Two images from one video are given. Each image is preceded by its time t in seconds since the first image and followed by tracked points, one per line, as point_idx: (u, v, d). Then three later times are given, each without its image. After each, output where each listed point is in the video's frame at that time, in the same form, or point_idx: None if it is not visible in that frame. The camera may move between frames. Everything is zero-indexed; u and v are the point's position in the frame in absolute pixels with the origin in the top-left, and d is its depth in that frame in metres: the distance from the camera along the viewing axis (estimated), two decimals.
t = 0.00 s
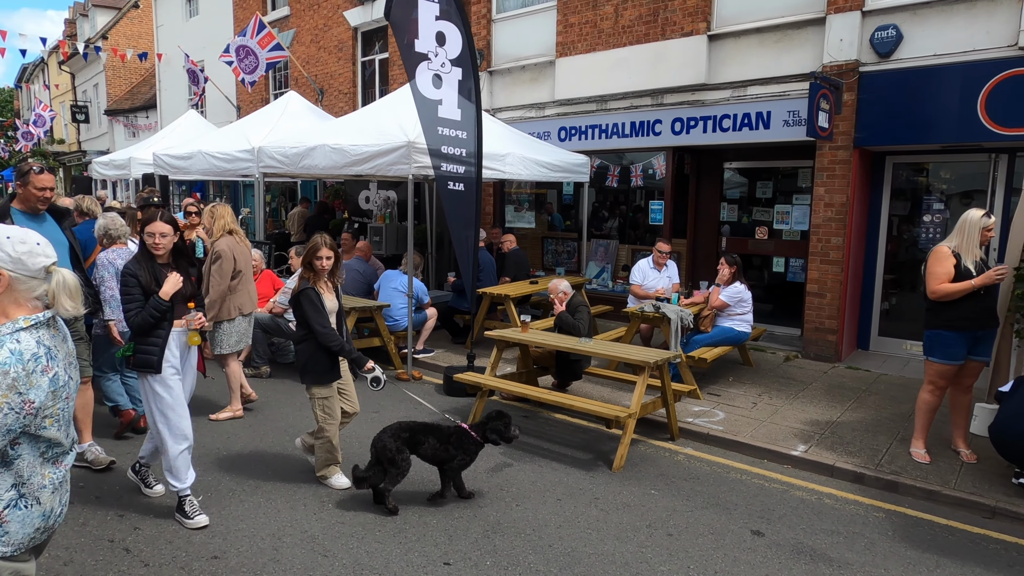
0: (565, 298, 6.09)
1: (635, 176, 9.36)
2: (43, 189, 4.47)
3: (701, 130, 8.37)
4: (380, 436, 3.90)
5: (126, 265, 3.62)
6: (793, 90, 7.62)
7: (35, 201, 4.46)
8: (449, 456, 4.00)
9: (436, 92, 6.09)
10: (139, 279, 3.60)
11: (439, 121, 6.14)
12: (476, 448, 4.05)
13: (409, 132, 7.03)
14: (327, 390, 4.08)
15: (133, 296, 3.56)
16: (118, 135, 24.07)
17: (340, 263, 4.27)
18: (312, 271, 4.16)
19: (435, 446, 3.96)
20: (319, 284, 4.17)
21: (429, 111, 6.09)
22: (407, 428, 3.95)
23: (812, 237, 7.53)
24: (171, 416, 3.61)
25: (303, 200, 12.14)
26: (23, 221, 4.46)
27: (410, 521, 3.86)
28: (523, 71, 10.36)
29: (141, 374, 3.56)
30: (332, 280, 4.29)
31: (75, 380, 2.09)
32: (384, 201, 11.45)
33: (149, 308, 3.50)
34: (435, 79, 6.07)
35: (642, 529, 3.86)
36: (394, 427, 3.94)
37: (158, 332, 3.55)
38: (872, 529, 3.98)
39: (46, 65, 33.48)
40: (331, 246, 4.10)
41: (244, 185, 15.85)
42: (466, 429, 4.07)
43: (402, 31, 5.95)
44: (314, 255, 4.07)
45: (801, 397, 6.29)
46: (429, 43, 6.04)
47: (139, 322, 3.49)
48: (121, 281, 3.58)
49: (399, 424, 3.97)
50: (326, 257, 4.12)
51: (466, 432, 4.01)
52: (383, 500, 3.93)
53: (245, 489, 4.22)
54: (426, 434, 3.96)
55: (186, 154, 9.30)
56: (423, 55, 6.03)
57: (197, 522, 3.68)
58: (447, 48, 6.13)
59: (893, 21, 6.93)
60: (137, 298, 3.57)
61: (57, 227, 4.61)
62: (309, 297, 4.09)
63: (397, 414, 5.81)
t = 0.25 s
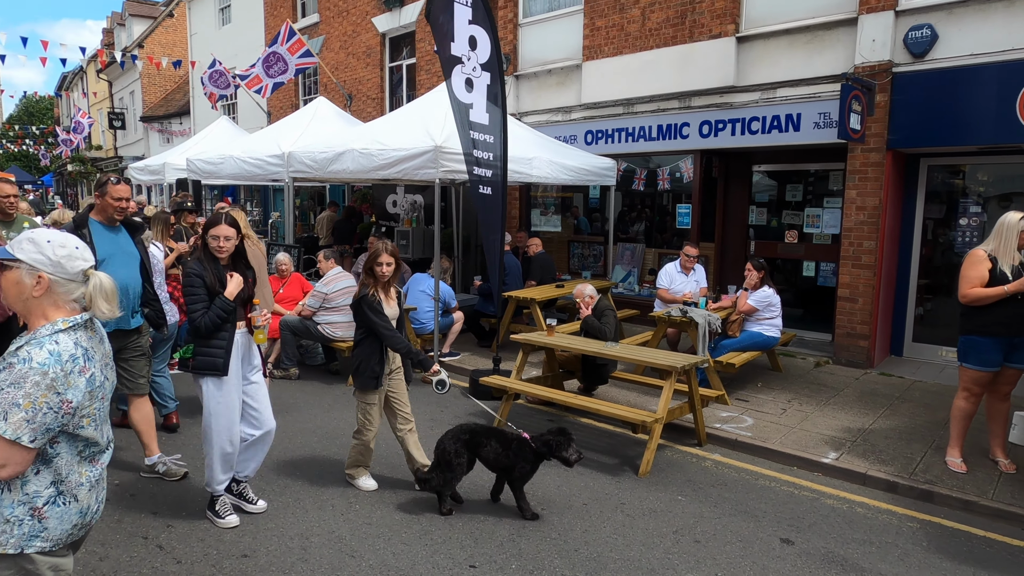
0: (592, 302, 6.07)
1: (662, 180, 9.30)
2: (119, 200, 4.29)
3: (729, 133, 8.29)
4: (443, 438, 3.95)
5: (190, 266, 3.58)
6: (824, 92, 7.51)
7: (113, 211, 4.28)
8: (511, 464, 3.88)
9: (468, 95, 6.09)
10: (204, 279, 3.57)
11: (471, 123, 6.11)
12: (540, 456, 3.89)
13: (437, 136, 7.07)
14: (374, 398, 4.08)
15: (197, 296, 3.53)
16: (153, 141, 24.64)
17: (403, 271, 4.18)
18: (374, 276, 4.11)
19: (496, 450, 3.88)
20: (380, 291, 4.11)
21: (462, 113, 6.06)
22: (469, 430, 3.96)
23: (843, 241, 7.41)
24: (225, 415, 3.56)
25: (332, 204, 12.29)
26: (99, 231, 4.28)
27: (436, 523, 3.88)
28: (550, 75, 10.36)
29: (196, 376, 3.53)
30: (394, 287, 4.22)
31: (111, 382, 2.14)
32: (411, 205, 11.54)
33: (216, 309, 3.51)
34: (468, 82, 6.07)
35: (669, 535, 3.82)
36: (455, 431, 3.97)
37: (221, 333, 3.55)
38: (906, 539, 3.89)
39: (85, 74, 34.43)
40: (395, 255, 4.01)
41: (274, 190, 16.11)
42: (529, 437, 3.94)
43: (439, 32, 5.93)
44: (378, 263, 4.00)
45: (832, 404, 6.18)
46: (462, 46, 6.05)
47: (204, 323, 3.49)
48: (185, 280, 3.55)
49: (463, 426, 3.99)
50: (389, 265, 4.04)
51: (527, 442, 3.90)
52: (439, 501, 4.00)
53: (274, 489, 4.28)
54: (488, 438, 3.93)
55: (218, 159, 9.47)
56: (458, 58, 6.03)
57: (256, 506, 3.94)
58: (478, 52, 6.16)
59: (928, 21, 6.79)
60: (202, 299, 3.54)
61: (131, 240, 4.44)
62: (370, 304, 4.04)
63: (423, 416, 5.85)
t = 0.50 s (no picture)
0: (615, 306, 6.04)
1: (686, 183, 9.24)
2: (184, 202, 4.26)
3: (755, 135, 8.20)
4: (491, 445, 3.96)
5: (246, 276, 3.57)
6: (852, 93, 7.39)
7: (177, 212, 4.27)
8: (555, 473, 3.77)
9: (488, 100, 6.04)
10: (258, 289, 3.55)
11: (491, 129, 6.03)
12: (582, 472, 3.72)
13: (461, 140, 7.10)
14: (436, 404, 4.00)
15: (251, 305, 3.52)
16: (183, 148, 25.13)
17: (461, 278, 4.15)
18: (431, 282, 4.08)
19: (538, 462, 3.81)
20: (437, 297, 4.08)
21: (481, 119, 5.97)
22: (516, 438, 3.92)
23: (872, 244, 7.28)
24: (264, 428, 3.58)
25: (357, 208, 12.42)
26: (164, 232, 4.30)
27: (460, 526, 3.89)
28: (573, 78, 10.36)
29: (248, 385, 3.59)
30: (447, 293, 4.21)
31: (142, 382, 2.18)
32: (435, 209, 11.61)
33: (269, 318, 3.47)
34: (487, 88, 6.01)
35: (694, 541, 3.78)
36: (502, 439, 3.94)
37: (275, 341, 3.53)
38: (938, 548, 3.80)
39: (118, 83, 35.26)
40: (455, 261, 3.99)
41: (301, 195, 16.32)
42: (574, 452, 3.76)
43: (457, 38, 5.81)
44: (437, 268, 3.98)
45: (862, 410, 6.06)
46: (481, 52, 5.98)
47: (259, 332, 3.47)
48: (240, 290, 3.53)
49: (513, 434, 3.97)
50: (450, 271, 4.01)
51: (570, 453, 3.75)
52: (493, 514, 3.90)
53: (300, 489, 4.33)
54: (533, 447, 3.87)
55: (246, 164, 9.62)
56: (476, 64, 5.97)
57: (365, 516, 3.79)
58: (496, 58, 6.08)
59: (960, 19, 6.65)
60: (255, 308, 3.53)
61: (193, 241, 4.46)
62: (424, 309, 4.00)
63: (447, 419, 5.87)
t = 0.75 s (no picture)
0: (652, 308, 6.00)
1: (724, 183, 9.11)
2: (251, 205, 4.07)
3: (796, 134, 8.04)
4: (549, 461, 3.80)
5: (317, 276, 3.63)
6: (897, 90, 7.18)
7: (245, 216, 4.09)
8: (618, 493, 3.57)
9: (516, 104, 5.97)
10: (326, 289, 3.60)
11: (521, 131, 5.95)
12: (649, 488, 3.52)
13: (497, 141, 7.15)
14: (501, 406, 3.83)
15: (322, 306, 3.58)
16: (225, 151, 25.76)
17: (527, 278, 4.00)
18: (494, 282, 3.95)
19: (600, 478, 3.62)
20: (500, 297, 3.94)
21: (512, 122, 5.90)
22: (573, 455, 3.75)
23: (919, 245, 7.07)
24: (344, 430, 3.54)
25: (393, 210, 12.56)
26: (232, 235, 4.13)
27: (495, 527, 3.89)
28: (609, 79, 10.31)
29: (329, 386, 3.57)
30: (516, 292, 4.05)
31: (186, 379, 2.24)
32: (470, 210, 11.67)
33: (335, 318, 3.47)
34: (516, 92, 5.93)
35: (732, 547, 3.73)
36: (560, 455, 3.76)
37: (344, 340, 3.53)
38: (988, 560, 3.67)
39: (164, 89, 36.33)
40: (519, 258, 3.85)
41: (338, 197, 16.58)
42: (642, 467, 3.55)
43: (481, 47, 5.75)
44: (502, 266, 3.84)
45: (907, 416, 5.89)
46: (508, 57, 5.90)
47: (327, 331, 3.48)
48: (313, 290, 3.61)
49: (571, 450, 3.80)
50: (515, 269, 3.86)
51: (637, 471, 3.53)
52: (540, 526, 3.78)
53: (338, 487, 4.39)
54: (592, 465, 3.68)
55: (286, 167, 9.82)
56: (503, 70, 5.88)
57: (400, 530, 3.76)
58: (525, 61, 5.97)
59: (1012, 13, 6.42)
60: (325, 308, 3.58)
61: (261, 244, 4.27)
62: (486, 310, 3.86)
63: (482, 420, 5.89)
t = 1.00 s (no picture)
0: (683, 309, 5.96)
1: (757, 182, 8.99)
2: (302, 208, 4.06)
3: (831, 132, 7.89)
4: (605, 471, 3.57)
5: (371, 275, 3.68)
6: (938, 87, 6.99)
7: (295, 219, 4.06)
8: (678, 507, 3.33)
9: (541, 105, 5.73)
10: (378, 286, 3.64)
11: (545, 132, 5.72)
12: (717, 501, 3.30)
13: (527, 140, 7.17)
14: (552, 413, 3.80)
15: (372, 303, 3.62)
16: (259, 151, 26.20)
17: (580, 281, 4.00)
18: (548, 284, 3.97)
19: (661, 492, 3.36)
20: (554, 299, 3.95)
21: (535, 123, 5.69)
22: (630, 466, 3.51)
23: (959, 246, 6.89)
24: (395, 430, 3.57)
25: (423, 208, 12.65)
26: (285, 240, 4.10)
27: (523, 525, 3.90)
28: (640, 77, 10.23)
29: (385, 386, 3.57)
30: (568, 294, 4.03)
31: (222, 374, 2.29)
32: (499, 209, 11.69)
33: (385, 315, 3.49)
34: (541, 93, 5.72)
35: (763, 551, 3.68)
36: (616, 465, 3.53)
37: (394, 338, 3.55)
38: None
39: (200, 89, 37.09)
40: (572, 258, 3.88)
41: (369, 195, 16.75)
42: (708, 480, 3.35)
43: (504, 50, 5.68)
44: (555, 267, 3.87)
45: (946, 422, 5.74)
46: (532, 59, 5.70)
47: (379, 328, 3.50)
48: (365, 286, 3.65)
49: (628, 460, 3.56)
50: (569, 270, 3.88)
51: (702, 484, 3.32)
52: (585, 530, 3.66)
53: (367, 482, 4.43)
54: (650, 476, 3.43)
55: (318, 166, 9.96)
56: (527, 72, 5.70)
57: (429, 528, 3.73)
58: (551, 62, 5.73)
59: None
60: (376, 305, 3.62)
61: (311, 247, 4.25)
62: (545, 313, 3.81)
63: (510, 418, 5.90)
